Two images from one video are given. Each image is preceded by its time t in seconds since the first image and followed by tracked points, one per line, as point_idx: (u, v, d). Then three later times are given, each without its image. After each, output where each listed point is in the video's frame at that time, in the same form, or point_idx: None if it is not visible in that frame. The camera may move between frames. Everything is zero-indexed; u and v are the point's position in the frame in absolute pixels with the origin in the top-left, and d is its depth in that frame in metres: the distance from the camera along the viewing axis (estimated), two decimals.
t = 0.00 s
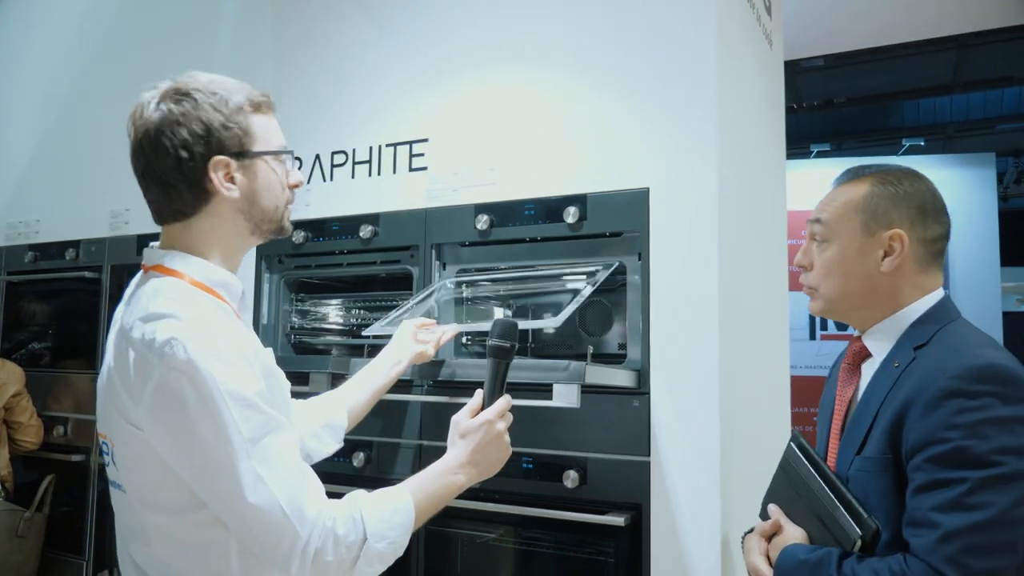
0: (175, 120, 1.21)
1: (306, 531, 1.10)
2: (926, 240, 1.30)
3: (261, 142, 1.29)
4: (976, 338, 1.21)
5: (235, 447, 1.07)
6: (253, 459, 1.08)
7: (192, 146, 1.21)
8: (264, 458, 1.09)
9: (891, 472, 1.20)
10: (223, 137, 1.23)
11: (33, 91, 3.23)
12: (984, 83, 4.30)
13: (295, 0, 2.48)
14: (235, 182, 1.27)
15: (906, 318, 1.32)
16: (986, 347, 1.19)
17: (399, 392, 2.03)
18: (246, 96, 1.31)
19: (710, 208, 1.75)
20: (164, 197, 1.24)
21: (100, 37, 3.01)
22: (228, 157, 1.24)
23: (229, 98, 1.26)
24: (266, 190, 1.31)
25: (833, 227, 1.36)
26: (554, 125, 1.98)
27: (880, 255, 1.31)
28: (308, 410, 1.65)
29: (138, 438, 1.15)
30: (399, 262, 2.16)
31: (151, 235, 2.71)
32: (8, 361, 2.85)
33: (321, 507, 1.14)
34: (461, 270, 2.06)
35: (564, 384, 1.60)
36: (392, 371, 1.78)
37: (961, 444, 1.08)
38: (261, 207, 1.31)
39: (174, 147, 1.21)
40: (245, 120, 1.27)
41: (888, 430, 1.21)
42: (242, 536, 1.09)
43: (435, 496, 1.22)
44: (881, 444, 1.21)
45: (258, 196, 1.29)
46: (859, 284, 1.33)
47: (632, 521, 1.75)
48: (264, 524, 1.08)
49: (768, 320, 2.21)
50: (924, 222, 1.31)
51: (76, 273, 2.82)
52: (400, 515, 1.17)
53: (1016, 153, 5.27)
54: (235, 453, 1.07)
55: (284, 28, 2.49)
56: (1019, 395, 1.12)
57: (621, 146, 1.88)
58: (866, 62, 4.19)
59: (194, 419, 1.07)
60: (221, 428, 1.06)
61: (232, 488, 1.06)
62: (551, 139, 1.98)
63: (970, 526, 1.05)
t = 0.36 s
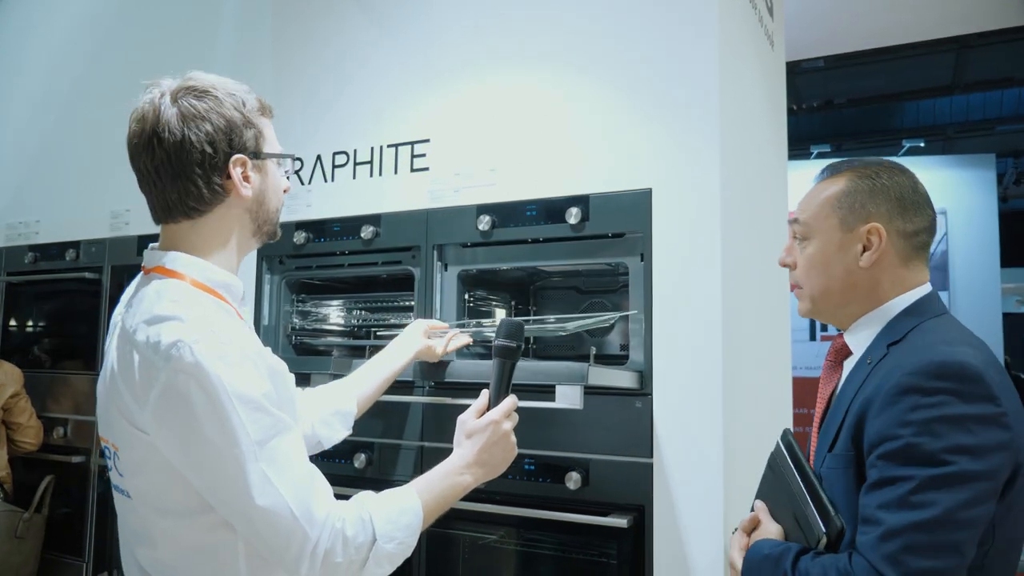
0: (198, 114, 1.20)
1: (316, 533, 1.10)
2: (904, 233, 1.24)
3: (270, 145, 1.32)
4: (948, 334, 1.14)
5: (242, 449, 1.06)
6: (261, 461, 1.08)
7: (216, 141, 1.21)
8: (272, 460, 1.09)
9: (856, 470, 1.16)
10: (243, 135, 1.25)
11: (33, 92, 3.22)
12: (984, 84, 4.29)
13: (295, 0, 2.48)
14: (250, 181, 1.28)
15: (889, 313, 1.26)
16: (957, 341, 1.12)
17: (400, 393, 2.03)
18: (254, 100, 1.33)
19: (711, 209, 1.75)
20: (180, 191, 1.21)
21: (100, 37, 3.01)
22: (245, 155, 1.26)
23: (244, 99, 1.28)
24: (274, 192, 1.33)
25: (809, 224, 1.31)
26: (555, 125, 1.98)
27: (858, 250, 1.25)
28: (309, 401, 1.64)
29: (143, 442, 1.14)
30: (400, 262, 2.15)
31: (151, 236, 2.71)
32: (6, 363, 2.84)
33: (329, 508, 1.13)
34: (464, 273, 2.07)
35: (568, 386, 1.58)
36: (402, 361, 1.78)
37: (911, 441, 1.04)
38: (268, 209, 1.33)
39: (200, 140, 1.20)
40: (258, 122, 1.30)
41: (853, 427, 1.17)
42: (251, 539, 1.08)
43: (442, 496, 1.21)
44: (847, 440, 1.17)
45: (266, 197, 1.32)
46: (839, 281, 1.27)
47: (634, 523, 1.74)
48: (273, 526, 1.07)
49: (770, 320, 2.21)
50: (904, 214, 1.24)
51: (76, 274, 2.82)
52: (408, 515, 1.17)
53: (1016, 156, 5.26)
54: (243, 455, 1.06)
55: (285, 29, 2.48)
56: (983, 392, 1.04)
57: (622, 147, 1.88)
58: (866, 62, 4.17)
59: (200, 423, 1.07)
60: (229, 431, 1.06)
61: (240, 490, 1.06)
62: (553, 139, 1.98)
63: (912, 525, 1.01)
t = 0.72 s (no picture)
0: (192, 110, 1.20)
1: (316, 531, 1.09)
2: (878, 221, 1.14)
3: (265, 143, 1.31)
4: (911, 326, 1.07)
5: (240, 448, 1.05)
6: (259, 460, 1.07)
7: (210, 137, 1.20)
8: (270, 458, 1.08)
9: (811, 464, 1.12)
10: (237, 133, 1.24)
11: (32, 92, 3.21)
12: (983, 86, 4.30)
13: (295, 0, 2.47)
14: (243, 179, 1.27)
15: (863, 305, 1.17)
16: (917, 333, 1.05)
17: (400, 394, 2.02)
18: (249, 98, 1.32)
19: (711, 209, 1.74)
20: (173, 188, 1.20)
21: (100, 37, 3.00)
22: (239, 153, 1.25)
23: (238, 97, 1.28)
24: (267, 191, 1.32)
25: (782, 214, 1.24)
26: (555, 124, 1.98)
27: (828, 240, 1.17)
28: (311, 389, 1.64)
29: (139, 442, 1.13)
30: (399, 262, 2.15)
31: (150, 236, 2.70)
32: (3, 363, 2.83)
33: (329, 506, 1.13)
34: (464, 273, 2.06)
35: (569, 385, 1.56)
36: (396, 352, 1.78)
37: (855, 436, 0.98)
38: (261, 207, 1.32)
39: (194, 136, 1.19)
40: (252, 120, 1.29)
41: (809, 420, 1.12)
42: (250, 538, 1.08)
43: (443, 494, 1.21)
44: (803, 433, 1.13)
45: (259, 196, 1.31)
46: (809, 273, 1.19)
47: (634, 524, 1.73)
48: (272, 524, 1.06)
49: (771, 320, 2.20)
50: (878, 201, 1.14)
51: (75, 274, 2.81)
52: (409, 512, 1.16)
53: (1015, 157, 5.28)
54: (241, 454, 1.06)
55: (284, 28, 2.48)
56: (935, 388, 0.98)
57: (622, 146, 1.88)
58: (865, 62, 4.16)
59: (196, 422, 1.06)
60: (225, 429, 1.05)
61: (238, 489, 1.05)
62: (553, 138, 1.97)
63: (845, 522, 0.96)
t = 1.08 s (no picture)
0: (190, 109, 1.19)
1: (317, 528, 1.08)
2: (856, 212, 1.12)
3: (266, 141, 1.30)
4: (870, 324, 1.06)
5: (241, 443, 1.05)
6: (259, 456, 1.06)
7: (207, 136, 1.20)
8: (271, 455, 1.07)
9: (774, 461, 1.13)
10: (236, 130, 1.23)
11: (31, 91, 3.20)
12: (981, 85, 4.30)
13: None
14: (243, 176, 1.26)
15: (856, 290, 1.13)
16: (870, 333, 1.04)
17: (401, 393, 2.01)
18: (248, 95, 1.31)
19: (712, 208, 1.74)
20: (172, 186, 1.20)
21: (100, 36, 2.99)
22: (238, 151, 1.24)
23: (237, 95, 1.27)
24: (269, 188, 1.31)
25: (764, 203, 1.22)
26: (557, 122, 1.97)
27: (807, 231, 1.15)
28: (316, 380, 1.64)
29: (140, 438, 1.13)
30: (400, 262, 2.14)
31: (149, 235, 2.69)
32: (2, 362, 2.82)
33: (330, 503, 1.12)
34: (466, 272, 2.06)
35: (571, 384, 1.55)
36: (401, 347, 1.78)
37: (788, 435, 1.00)
38: (263, 205, 1.30)
39: (193, 134, 1.18)
40: (252, 117, 1.28)
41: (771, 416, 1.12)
42: (252, 535, 1.07)
43: (444, 490, 1.20)
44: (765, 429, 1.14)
45: (260, 193, 1.30)
46: (789, 264, 1.18)
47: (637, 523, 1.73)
48: (274, 520, 1.06)
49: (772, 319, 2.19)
50: (858, 191, 1.11)
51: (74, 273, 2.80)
52: (410, 510, 1.15)
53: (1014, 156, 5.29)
54: (242, 450, 1.05)
55: (284, 27, 2.47)
56: (872, 393, 0.96)
57: (623, 145, 1.87)
58: (865, 63, 4.16)
59: (198, 418, 1.05)
60: (226, 425, 1.05)
61: (240, 485, 1.05)
62: (555, 137, 1.97)
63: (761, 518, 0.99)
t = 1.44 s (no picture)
0: (182, 109, 1.19)
1: (313, 527, 1.08)
2: (861, 210, 1.11)
3: (264, 139, 1.29)
4: (853, 324, 1.06)
5: (239, 443, 1.05)
6: (258, 455, 1.06)
7: (200, 136, 1.20)
8: (269, 453, 1.07)
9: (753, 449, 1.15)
10: (230, 129, 1.23)
11: (31, 91, 3.20)
12: (980, 85, 4.30)
13: None
14: (239, 175, 1.25)
15: (849, 288, 1.14)
16: (847, 328, 1.05)
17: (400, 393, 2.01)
18: (245, 93, 1.30)
19: (712, 208, 1.74)
20: (167, 187, 1.21)
21: (100, 36, 2.99)
22: (232, 149, 1.23)
23: (233, 94, 1.26)
24: (269, 186, 1.30)
25: (765, 199, 1.21)
26: (557, 121, 1.97)
27: (811, 229, 1.14)
28: (315, 379, 1.65)
29: (140, 437, 1.13)
30: (400, 262, 2.14)
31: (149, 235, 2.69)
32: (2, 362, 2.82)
33: (327, 502, 1.12)
34: (466, 272, 2.06)
35: (571, 384, 1.55)
36: (404, 347, 1.77)
37: (744, 406, 1.05)
38: (261, 203, 1.30)
39: (185, 135, 1.19)
40: (248, 116, 1.27)
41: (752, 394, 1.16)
42: (250, 534, 1.07)
43: (442, 490, 1.20)
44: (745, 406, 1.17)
45: (259, 191, 1.29)
46: (791, 261, 1.18)
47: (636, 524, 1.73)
48: (270, 519, 1.06)
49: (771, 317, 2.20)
50: (863, 188, 1.11)
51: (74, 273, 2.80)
52: (407, 510, 1.15)
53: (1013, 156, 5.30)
54: (241, 448, 1.05)
55: (284, 27, 2.47)
56: (828, 391, 0.98)
57: (623, 145, 1.87)
58: (864, 63, 4.16)
59: (197, 416, 1.05)
60: (226, 424, 1.05)
61: (238, 483, 1.05)
62: (555, 136, 1.97)
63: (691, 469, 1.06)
